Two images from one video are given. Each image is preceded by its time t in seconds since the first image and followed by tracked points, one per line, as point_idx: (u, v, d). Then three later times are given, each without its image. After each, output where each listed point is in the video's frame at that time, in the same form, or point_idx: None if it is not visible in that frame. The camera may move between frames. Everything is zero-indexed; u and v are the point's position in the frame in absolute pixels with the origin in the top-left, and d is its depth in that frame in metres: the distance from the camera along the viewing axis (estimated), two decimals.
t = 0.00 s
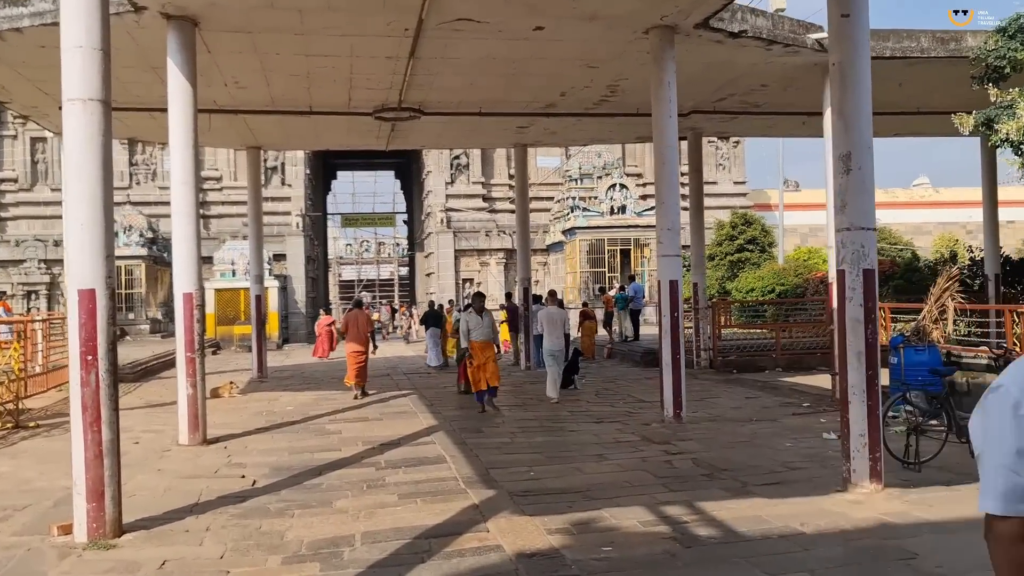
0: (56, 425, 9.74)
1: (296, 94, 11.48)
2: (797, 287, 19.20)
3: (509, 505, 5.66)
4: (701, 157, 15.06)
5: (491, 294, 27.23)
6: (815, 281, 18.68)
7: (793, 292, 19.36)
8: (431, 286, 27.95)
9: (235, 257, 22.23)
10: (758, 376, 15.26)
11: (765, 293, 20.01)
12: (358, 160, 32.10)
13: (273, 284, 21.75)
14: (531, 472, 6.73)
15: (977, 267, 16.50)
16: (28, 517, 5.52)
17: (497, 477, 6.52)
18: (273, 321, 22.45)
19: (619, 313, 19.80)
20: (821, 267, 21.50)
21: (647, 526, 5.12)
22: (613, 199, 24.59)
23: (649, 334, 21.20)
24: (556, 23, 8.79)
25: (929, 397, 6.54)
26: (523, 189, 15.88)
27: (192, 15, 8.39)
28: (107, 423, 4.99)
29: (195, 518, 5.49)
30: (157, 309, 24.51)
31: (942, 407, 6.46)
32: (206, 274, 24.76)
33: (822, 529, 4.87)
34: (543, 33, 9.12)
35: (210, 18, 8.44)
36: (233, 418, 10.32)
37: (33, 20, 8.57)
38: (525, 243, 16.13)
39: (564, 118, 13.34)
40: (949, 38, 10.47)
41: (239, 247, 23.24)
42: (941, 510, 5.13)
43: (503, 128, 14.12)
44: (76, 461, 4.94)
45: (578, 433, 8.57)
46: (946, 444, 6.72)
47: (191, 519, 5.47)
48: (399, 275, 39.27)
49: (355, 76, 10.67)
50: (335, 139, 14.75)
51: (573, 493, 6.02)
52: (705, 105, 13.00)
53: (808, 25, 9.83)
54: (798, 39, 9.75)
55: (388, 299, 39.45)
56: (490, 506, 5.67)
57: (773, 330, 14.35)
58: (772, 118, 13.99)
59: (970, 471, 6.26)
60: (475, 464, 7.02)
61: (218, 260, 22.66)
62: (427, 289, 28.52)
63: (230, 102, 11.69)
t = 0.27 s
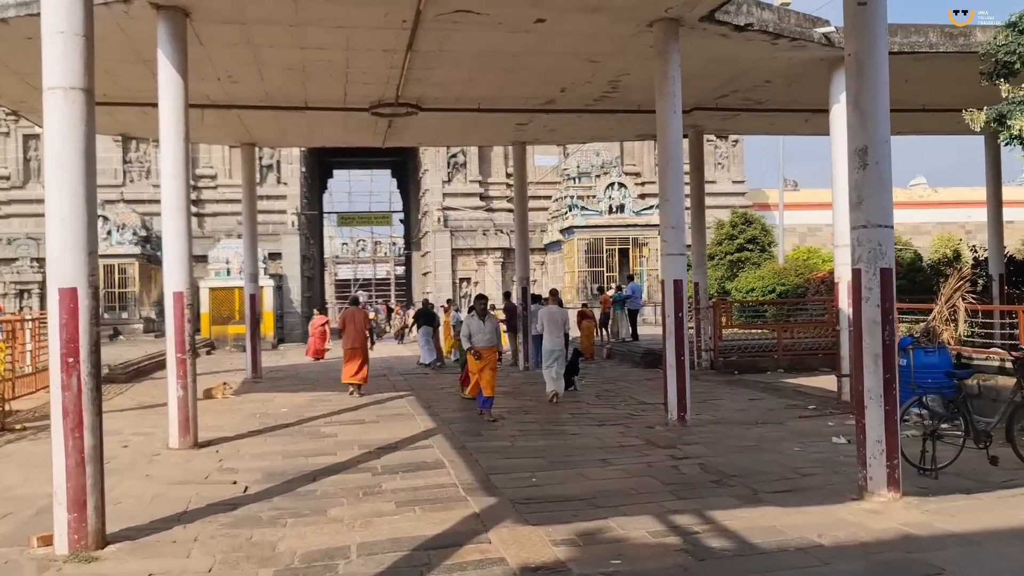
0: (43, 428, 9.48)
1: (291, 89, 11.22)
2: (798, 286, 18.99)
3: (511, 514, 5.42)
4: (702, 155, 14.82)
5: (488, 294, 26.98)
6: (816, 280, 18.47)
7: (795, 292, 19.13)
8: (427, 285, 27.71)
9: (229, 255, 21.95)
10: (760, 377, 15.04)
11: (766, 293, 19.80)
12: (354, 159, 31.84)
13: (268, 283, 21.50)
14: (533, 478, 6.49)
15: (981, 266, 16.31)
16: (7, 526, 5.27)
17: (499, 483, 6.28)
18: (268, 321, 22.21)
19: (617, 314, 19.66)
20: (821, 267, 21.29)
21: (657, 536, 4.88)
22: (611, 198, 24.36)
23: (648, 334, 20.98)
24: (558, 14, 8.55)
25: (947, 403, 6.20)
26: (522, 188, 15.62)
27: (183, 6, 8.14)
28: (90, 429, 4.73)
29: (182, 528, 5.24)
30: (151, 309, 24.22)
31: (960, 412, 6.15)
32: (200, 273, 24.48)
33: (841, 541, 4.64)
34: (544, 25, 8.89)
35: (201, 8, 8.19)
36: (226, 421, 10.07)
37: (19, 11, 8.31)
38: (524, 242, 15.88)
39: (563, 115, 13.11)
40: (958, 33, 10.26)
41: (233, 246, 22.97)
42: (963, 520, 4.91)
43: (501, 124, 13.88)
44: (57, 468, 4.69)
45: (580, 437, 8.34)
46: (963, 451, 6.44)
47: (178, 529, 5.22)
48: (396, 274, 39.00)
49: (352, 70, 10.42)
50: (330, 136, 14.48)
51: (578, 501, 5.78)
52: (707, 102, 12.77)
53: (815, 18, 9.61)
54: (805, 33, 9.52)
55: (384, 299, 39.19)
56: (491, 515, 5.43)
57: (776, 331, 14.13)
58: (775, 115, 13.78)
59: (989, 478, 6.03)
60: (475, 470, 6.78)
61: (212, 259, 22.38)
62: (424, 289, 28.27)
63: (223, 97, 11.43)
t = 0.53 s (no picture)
0: (40, 428, 9.25)
1: (293, 83, 11.00)
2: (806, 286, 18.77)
3: (523, 523, 5.19)
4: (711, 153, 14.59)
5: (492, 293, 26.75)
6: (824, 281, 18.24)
7: (802, 292, 18.89)
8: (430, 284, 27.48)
9: (231, 253, 21.73)
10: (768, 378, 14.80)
11: (772, 293, 19.59)
12: (356, 157, 31.63)
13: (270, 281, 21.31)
14: (543, 484, 6.26)
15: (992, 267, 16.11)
16: None
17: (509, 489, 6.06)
18: (270, 319, 22.01)
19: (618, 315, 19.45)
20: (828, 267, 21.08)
21: (676, 548, 4.65)
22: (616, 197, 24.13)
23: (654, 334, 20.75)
24: (568, 7, 8.32)
25: (973, 407, 6.14)
26: (528, 186, 15.38)
27: None
28: (82, 433, 4.51)
29: (180, 536, 5.02)
30: (151, 307, 24.00)
31: (986, 415, 6.00)
32: (201, 271, 24.26)
33: (871, 554, 4.41)
34: (553, 18, 8.66)
35: None
36: (227, 421, 9.84)
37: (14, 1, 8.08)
38: (528, 241, 15.64)
39: (570, 111, 12.87)
40: (976, 28, 10.03)
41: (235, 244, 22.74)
42: (998, 532, 4.68)
43: (507, 121, 13.65)
44: (47, 474, 4.46)
45: (590, 441, 8.11)
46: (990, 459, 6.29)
47: (175, 537, 5.00)
48: (398, 273, 38.78)
49: (355, 64, 10.20)
50: (333, 132, 14.25)
51: (591, 509, 5.55)
52: (717, 98, 12.54)
53: (830, 12, 9.38)
54: (820, 27, 9.29)
55: (386, 298, 38.97)
56: (502, 524, 5.20)
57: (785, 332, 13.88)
58: (786, 112, 13.56)
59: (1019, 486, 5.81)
60: (483, 476, 6.55)
61: (213, 257, 22.15)
62: (427, 288, 28.06)
63: (224, 91, 11.20)
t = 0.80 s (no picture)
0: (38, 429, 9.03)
1: (297, 77, 10.77)
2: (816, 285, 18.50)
3: (538, 530, 4.96)
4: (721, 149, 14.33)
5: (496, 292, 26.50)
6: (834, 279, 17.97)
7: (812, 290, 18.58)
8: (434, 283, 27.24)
9: (233, 251, 21.50)
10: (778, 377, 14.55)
11: (781, 291, 19.34)
12: (360, 155, 31.42)
13: (273, 280, 21.11)
14: (557, 489, 6.02)
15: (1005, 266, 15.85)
16: None
17: (521, 495, 5.82)
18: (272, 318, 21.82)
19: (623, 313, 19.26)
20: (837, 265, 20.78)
21: (701, 558, 4.41)
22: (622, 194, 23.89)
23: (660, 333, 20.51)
24: None
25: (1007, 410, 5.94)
26: (535, 182, 15.13)
27: None
28: (75, 437, 4.28)
29: (179, 545, 4.78)
30: (153, 305, 23.78)
31: (1019, 418, 5.81)
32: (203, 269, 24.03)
33: (909, 566, 4.17)
34: (564, 7, 8.41)
35: None
36: (228, 422, 9.61)
37: None
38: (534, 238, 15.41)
39: (579, 106, 12.63)
40: (997, 20, 9.77)
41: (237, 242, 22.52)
42: None
43: (514, 116, 13.41)
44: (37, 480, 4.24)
45: (603, 443, 7.87)
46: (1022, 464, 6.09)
47: (174, 546, 4.77)
48: (401, 272, 38.56)
49: (360, 57, 9.96)
50: (337, 127, 14.01)
51: (609, 516, 5.31)
52: (728, 93, 12.30)
53: (848, 3, 9.12)
54: (838, 18, 9.03)
55: (389, 297, 38.74)
56: (516, 532, 4.96)
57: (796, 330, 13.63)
58: (798, 107, 13.30)
59: None
60: (494, 480, 6.31)
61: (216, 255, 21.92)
62: (430, 286, 27.81)
63: (227, 85, 10.97)
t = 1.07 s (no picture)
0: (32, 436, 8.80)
1: (295, 75, 10.54)
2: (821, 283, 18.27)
3: (550, 546, 4.73)
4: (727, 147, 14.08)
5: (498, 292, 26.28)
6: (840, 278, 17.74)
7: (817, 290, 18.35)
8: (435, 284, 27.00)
9: (232, 252, 21.28)
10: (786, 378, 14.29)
11: (786, 291, 19.10)
12: (360, 155, 31.20)
13: (272, 281, 20.88)
14: (567, 500, 5.79)
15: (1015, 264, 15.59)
16: None
17: (530, 506, 5.59)
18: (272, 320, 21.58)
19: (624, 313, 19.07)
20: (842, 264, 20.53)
21: None
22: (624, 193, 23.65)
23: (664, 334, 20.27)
24: None
25: None
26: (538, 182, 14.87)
27: None
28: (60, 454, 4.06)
29: (173, 564, 4.55)
30: (152, 307, 23.56)
31: None
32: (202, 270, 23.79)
33: None
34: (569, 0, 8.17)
35: None
36: (226, 428, 9.38)
37: None
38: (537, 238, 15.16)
39: (582, 103, 12.39)
40: (1011, 12, 9.53)
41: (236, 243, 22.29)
42: None
43: (516, 114, 13.17)
44: (20, 500, 4.01)
45: (611, 449, 7.64)
46: None
47: (167, 565, 4.54)
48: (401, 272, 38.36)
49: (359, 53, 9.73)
50: (337, 126, 13.77)
51: (622, 530, 5.07)
52: (735, 89, 12.05)
53: None
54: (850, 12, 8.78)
55: (389, 298, 38.54)
56: (526, 548, 4.73)
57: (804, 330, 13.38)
58: (805, 104, 13.06)
59: None
60: (501, 490, 6.08)
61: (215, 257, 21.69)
62: (431, 287, 27.58)
63: (223, 83, 10.74)
